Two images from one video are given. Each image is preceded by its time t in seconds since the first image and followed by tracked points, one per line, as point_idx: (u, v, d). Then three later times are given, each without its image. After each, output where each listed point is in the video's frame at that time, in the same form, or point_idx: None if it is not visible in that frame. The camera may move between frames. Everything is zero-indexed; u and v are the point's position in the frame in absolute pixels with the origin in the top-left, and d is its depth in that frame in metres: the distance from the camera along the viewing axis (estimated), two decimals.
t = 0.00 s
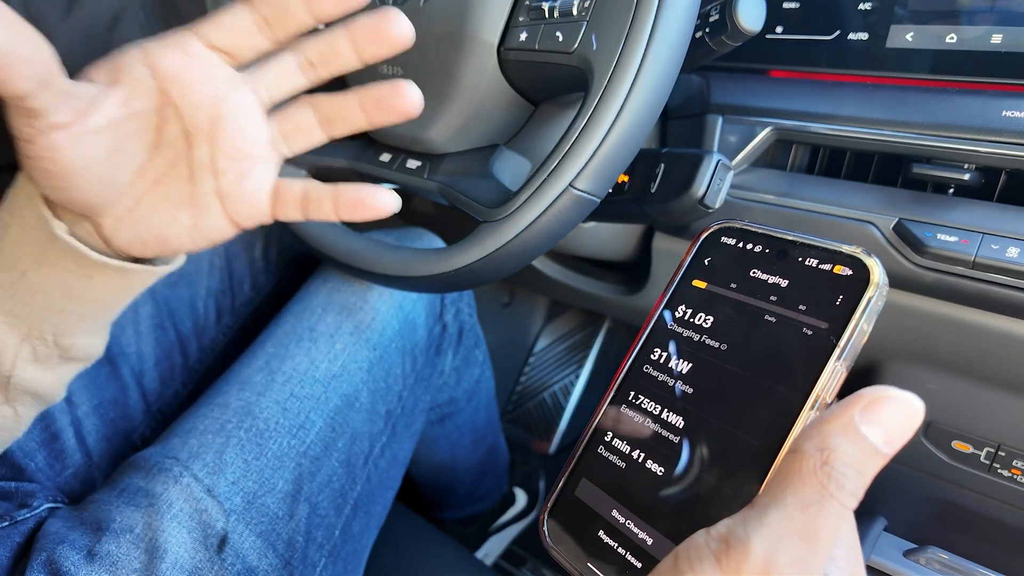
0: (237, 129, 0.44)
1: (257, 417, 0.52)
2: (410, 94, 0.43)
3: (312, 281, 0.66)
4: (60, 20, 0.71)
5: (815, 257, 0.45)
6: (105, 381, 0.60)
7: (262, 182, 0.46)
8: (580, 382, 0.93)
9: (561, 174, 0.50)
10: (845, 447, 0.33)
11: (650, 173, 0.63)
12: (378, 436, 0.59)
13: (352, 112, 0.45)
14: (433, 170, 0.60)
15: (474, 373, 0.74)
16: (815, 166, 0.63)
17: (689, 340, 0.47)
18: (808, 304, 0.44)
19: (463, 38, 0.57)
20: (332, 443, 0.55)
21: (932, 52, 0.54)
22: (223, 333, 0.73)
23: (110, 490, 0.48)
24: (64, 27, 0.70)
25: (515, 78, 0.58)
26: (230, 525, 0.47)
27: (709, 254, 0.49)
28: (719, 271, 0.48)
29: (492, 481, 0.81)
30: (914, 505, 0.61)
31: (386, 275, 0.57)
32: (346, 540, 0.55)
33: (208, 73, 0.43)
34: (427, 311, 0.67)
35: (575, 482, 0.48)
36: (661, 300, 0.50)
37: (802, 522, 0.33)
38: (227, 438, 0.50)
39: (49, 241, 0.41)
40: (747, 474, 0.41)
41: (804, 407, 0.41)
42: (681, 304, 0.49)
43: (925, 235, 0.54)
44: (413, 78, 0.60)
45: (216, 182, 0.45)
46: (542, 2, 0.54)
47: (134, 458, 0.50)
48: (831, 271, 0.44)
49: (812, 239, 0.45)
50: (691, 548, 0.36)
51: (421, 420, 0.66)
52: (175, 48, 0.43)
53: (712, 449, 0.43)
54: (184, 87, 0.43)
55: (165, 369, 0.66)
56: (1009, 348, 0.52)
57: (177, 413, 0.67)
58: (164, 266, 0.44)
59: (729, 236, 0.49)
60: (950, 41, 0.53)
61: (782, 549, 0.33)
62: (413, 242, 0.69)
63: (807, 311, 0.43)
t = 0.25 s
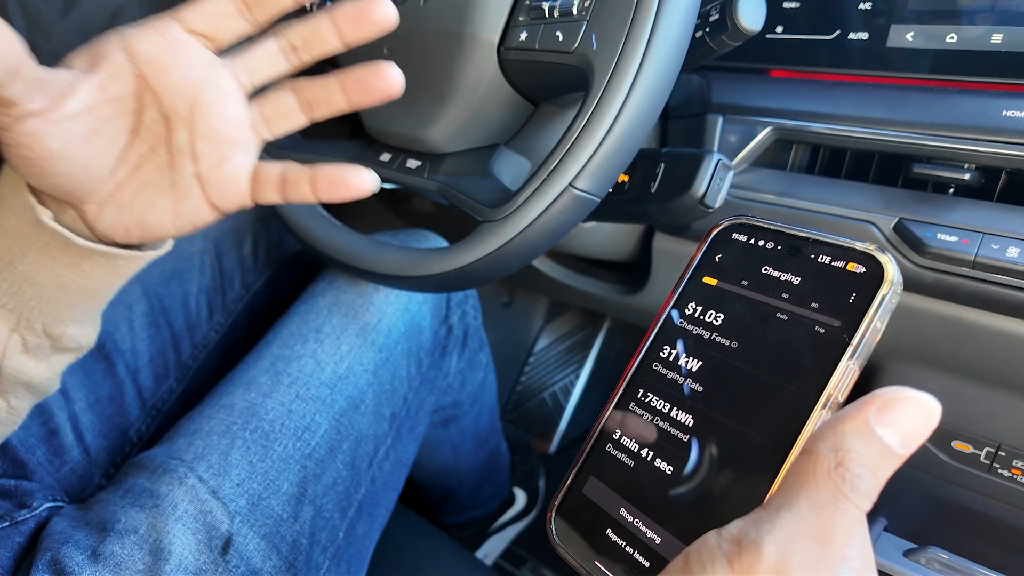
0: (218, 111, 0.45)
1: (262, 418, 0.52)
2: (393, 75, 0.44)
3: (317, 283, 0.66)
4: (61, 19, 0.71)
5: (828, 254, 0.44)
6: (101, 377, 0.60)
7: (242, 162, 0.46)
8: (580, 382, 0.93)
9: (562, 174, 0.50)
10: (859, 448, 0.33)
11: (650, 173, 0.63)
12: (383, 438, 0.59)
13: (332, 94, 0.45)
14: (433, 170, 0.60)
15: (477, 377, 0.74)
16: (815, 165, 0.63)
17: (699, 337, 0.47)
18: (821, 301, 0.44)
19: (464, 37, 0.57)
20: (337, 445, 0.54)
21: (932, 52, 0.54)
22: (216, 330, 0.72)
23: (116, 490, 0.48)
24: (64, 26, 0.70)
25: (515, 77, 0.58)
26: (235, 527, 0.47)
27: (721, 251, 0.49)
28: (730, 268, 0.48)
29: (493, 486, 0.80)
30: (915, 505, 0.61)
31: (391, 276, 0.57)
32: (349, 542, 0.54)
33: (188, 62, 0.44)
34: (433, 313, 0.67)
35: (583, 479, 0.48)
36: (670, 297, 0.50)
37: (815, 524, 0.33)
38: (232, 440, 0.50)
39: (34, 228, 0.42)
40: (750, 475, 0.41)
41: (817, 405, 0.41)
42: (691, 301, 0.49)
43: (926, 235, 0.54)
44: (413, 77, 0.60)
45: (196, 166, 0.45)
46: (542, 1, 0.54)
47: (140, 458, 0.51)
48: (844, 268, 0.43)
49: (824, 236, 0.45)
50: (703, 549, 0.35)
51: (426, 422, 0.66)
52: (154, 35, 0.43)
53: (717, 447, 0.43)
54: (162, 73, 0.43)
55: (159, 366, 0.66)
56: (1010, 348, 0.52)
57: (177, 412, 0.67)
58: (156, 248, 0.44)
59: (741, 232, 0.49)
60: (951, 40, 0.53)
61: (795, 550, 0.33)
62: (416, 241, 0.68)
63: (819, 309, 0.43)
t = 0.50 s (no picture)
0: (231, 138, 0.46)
1: (262, 418, 0.52)
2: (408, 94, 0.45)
3: (317, 283, 0.66)
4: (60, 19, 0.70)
5: (830, 253, 0.44)
6: (102, 377, 0.60)
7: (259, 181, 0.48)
8: (580, 382, 0.93)
9: (562, 175, 0.50)
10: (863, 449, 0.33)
11: (650, 173, 0.63)
12: (383, 438, 0.59)
13: (350, 115, 0.47)
14: (434, 169, 0.60)
15: (476, 376, 0.74)
16: (815, 165, 0.63)
17: (701, 337, 0.47)
18: (823, 301, 0.43)
19: (464, 37, 0.57)
20: (337, 445, 0.54)
21: (932, 52, 0.54)
22: (216, 330, 0.72)
23: (116, 490, 0.48)
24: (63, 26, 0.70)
25: (515, 77, 0.58)
26: (235, 527, 0.47)
27: (723, 251, 0.49)
28: (732, 267, 0.48)
29: (492, 486, 0.80)
30: (915, 505, 0.61)
31: (391, 275, 0.57)
32: (351, 542, 0.54)
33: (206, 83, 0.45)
34: (432, 313, 0.67)
35: (585, 479, 0.48)
36: (672, 298, 0.50)
37: (818, 525, 0.33)
38: (232, 440, 0.50)
39: (50, 238, 0.43)
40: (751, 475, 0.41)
41: (818, 406, 0.41)
42: (693, 302, 0.49)
43: (927, 234, 0.54)
44: (413, 76, 0.60)
45: (212, 182, 0.47)
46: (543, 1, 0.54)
47: (140, 458, 0.51)
48: (847, 268, 0.44)
49: (827, 236, 0.45)
50: (705, 549, 0.35)
51: (426, 422, 0.66)
52: (171, 52, 0.44)
53: (721, 444, 0.43)
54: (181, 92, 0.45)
55: (159, 366, 0.66)
56: (1010, 348, 0.52)
57: (177, 412, 0.67)
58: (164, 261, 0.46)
59: (742, 232, 0.49)
60: (951, 40, 0.53)
61: (797, 551, 0.33)
62: (416, 241, 0.68)
63: (821, 309, 0.43)
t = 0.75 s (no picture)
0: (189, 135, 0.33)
1: (260, 417, 0.52)
2: (408, 151, 0.37)
3: (317, 282, 0.66)
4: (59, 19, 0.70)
5: (836, 253, 0.44)
6: (102, 376, 0.60)
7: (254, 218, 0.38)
8: (580, 381, 0.93)
9: (563, 174, 0.50)
10: (869, 450, 0.33)
11: (650, 173, 0.63)
12: (382, 437, 0.59)
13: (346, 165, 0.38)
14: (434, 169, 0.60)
15: (475, 376, 0.74)
16: (816, 165, 0.63)
17: (705, 337, 0.47)
18: (829, 301, 0.43)
19: (464, 37, 0.57)
20: (336, 444, 0.55)
21: (932, 51, 0.54)
22: (216, 329, 0.72)
23: (115, 490, 0.48)
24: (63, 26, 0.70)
25: (516, 77, 0.58)
26: (233, 526, 0.47)
27: (728, 250, 0.49)
28: (737, 267, 0.48)
29: (491, 487, 0.80)
30: (915, 505, 0.61)
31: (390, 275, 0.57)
32: (350, 542, 0.54)
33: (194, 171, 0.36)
34: (431, 312, 0.67)
35: (588, 479, 0.48)
36: (677, 297, 0.50)
37: (824, 526, 0.33)
38: (230, 440, 0.50)
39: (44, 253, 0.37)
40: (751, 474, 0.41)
41: (824, 406, 0.41)
42: (698, 301, 0.49)
43: (927, 234, 0.54)
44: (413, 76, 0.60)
45: (208, 217, 0.37)
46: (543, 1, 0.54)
47: (138, 458, 0.51)
48: (853, 268, 0.43)
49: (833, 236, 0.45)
50: (710, 550, 0.35)
51: (424, 422, 0.66)
52: (160, 92, 0.33)
53: (726, 451, 0.43)
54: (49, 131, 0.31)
55: (159, 365, 0.66)
56: (1010, 348, 0.52)
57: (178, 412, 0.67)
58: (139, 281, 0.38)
59: (749, 231, 0.49)
60: (951, 40, 0.53)
61: (803, 552, 0.33)
62: (416, 241, 0.68)
63: (827, 309, 0.43)
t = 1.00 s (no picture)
0: (271, 557, 0.33)
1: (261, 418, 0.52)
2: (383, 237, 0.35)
3: (317, 282, 0.66)
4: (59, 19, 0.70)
5: (827, 253, 0.44)
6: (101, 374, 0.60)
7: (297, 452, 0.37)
8: (580, 381, 0.93)
9: (562, 174, 0.50)
10: (859, 447, 0.33)
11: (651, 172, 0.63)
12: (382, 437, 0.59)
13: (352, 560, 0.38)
14: (434, 169, 0.60)
15: (475, 376, 0.74)
16: (816, 164, 0.63)
17: (699, 337, 0.47)
18: (819, 301, 0.43)
19: (464, 36, 0.57)
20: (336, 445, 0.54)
21: (932, 51, 0.54)
22: (216, 329, 0.72)
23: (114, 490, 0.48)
24: (63, 26, 0.70)
25: (516, 77, 0.58)
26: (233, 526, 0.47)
27: (720, 252, 0.49)
28: (729, 268, 0.48)
29: (491, 487, 0.80)
30: (915, 504, 0.61)
31: (390, 274, 0.57)
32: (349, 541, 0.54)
33: (279, 436, 0.37)
34: (431, 312, 0.67)
35: (585, 479, 0.48)
36: (671, 298, 0.50)
37: (816, 522, 0.33)
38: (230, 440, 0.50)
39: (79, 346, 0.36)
40: (751, 474, 0.41)
41: (813, 405, 0.41)
42: (690, 302, 0.49)
43: (927, 234, 0.54)
44: (413, 76, 0.60)
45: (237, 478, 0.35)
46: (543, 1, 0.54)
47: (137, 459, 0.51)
48: (842, 267, 0.44)
49: (823, 236, 0.45)
50: (702, 547, 0.35)
51: (424, 422, 0.66)
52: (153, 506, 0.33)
53: (729, 455, 0.42)
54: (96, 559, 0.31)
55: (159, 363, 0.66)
56: (1010, 348, 0.52)
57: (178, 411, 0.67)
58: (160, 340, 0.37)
59: (740, 233, 0.49)
60: (951, 40, 0.53)
61: (794, 548, 0.32)
62: (416, 241, 0.68)
63: (817, 308, 0.43)
